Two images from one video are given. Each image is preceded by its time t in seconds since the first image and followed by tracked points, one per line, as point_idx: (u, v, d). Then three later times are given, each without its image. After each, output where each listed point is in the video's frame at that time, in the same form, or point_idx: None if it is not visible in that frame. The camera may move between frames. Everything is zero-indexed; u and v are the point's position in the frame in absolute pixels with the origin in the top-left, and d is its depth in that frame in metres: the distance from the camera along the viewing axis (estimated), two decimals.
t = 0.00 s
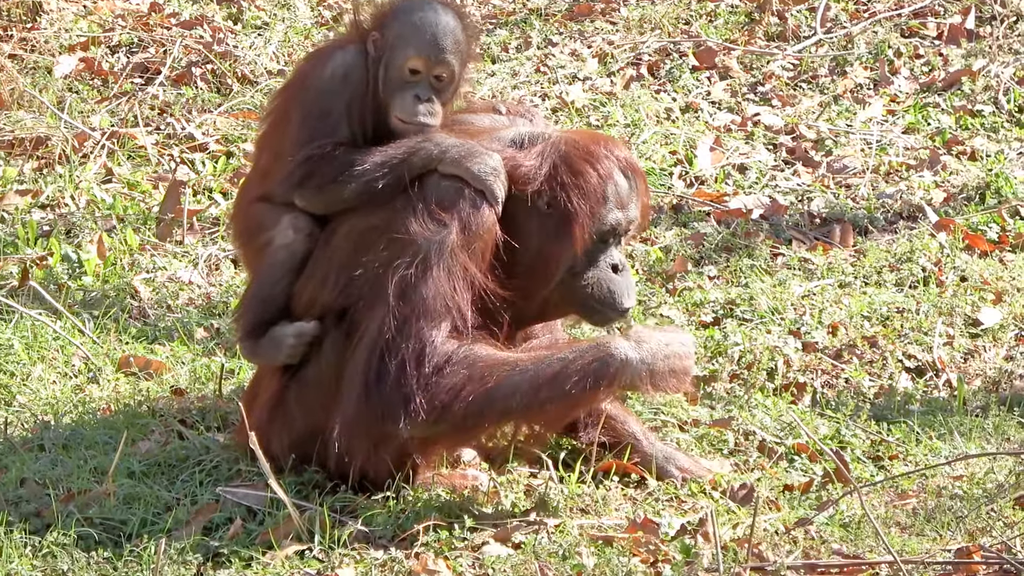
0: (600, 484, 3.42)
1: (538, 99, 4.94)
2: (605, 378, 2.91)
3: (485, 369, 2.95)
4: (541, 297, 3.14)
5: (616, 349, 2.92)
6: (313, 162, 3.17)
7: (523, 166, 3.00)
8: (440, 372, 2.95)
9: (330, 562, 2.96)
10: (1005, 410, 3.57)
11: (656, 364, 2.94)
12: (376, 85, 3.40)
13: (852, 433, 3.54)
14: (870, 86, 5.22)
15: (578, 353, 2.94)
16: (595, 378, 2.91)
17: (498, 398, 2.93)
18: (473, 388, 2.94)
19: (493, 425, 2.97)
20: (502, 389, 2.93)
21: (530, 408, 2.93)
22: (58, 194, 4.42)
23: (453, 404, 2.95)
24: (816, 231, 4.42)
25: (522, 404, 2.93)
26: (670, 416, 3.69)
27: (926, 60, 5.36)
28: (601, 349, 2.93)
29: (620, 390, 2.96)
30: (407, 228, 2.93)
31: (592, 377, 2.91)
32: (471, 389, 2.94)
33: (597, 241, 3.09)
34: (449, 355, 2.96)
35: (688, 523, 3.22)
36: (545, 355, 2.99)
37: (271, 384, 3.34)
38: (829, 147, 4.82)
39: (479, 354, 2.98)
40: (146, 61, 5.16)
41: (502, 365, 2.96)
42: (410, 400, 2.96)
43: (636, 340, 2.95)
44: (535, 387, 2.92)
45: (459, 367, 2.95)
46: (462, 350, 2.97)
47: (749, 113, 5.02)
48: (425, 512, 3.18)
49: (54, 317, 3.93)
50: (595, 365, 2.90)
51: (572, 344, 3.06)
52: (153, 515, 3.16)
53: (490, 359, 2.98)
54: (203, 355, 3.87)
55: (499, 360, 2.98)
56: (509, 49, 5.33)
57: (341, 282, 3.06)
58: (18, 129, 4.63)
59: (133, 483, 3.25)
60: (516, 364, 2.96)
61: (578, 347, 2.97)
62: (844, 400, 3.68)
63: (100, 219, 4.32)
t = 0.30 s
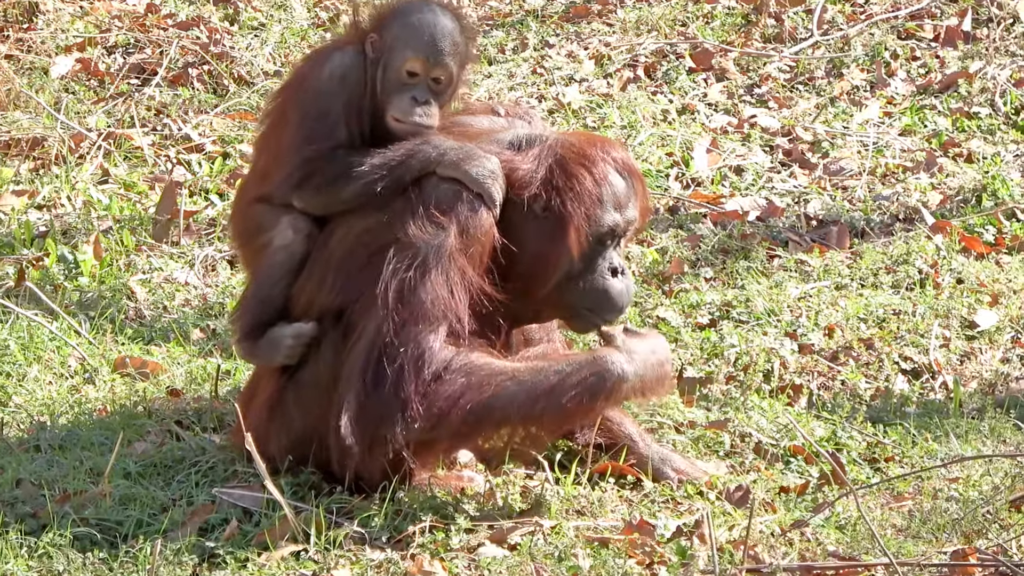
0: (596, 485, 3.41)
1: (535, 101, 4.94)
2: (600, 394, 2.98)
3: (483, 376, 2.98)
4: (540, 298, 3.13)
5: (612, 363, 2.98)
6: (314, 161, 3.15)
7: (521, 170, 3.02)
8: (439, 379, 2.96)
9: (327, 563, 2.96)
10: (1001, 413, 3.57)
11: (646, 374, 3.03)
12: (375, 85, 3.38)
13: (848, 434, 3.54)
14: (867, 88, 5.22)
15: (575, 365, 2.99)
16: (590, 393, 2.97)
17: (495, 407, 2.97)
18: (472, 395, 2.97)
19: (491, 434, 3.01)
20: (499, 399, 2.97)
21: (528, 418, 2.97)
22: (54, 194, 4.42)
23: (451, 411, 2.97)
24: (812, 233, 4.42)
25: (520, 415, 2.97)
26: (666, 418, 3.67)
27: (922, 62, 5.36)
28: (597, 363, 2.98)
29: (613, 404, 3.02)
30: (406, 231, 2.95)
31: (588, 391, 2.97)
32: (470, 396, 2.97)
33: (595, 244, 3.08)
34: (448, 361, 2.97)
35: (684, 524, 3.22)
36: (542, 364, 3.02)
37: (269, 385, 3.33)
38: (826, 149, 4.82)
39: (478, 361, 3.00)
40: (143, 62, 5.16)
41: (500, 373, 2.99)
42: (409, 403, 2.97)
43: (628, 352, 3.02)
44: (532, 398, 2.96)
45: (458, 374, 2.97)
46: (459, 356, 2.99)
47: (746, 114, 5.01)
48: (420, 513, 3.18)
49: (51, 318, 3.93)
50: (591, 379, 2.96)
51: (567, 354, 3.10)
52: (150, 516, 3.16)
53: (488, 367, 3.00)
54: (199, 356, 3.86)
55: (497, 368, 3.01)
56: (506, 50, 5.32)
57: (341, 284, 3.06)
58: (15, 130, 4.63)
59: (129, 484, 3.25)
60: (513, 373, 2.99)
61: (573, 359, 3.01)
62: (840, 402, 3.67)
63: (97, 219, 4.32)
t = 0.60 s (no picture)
0: (594, 492, 3.40)
1: (534, 108, 4.95)
2: (597, 416, 2.99)
3: (481, 390, 3.01)
4: (539, 306, 3.12)
5: (609, 385, 3.00)
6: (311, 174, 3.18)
7: (521, 178, 3.02)
8: (437, 392, 2.99)
9: (326, 570, 2.95)
10: (1000, 420, 3.57)
11: (646, 406, 3.04)
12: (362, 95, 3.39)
13: (847, 442, 3.54)
14: (866, 96, 5.23)
15: (572, 383, 3.03)
16: (587, 411, 2.99)
17: (491, 422, 2.99)
18: (469, 408, 3.00)
19: (486, 447, 3.03)
20: (495, 413, 3.00)
21: (523, 433, 3.00)
22: (53, 201, 4.42)
23: (448, 424, 3.00)
24: (812, 240, 4.43)
25: (515, 430, 3.00)
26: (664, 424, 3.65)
27: (922, 70, 5.37)
28: (595, 383, 3.01)
29: (609, 427, 3.04)
30: (407, 240, 2.95)
31: (585, 410, 2.99)
32: (467, 410, 2.99)
33: (592, 253, 3.08)
34: (446, 375, 3.00)
35: (683, 532, 3.22)
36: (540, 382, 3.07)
37: (269, 393, 3.33)
38: (825, 156, 4.82)
39: (476, 376, 3.03)
40: (142, 68, 5.16)
41: (498, 389, 3.02)
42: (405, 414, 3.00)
43: (627, 381, 3.05)
44: (528, 413, 2.99)
45: (457, 388, 3.00)
46: (458, 372, 3.01)
47: (745, 122, 5.01)
48: (418, 520, 3.17)
49: (50, 324, 3.93)
50: (588, 397, 2.99)
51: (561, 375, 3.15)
52: (149, 523, 3.16)
53: (486, 382, 3.03)
54: (198, 363, 3.86)
55: (494, 383, 3.04)
56: (506, 58, 5.33)
57: (338, 292, 3.05)
58: (14, 137, 4.63)
59: (128, 491, 3.25)
60: (509, 388, 3.03)
61: (571, 378, 3.06)
62: (839, 410, 3.68)
63: (96, 226, 4.32)
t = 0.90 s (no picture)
0: (596, 502, 3.40)
1: (537, 118, 4.94)
2: (602, 433, 3.02)
3: (485, 406, 3.04)
4: (538, 319, 3.14)
5: (614, 402, 3.02)
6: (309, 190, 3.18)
7: (522, 194, 3.02)
8: (442, 409, 3.02)
9: None
10: (1002, 431, 3.58)
11: (652, 422, 3.05)
12: (352, 114, 3.32)
13: (850, 452, 3.53)
14: (869, 105, 5.22)
15: (578, 399, 3.05)
16: (592, 426, 3.01)
17: (495, 437, 3.02)
18: (473, 424, 3.02)
19: (490, 462, 3.06)
20: (499, 429, 3.02)
21: (526, 449, 3.02)
22: (56, 211, 4.41)
23: (452, 441, 3.03)
24: (813, 250, 4.43)
25: (519, 446, 3.02)
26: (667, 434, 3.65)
27: (924, 80, 5.37)
28: (600, 399, 3.03)
29: (613, 442, 3.06)
30: (410, 256, 2.97)
31: (589, 426, 3.01)
32: (471, 426, 3.02)
33: (592, 268, 3.09)
34: (451, 392, 3.03)
35: (686, 541, 3.23)
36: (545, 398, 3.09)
37: (271, 402, 3.32)
38: (827, 166, 4.82)
39: (480, 392, 3.06)
40: (144, 78, 5.16)
41: (502, 405, 3.05)
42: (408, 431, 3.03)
43: (633, 396, 3.07)
44: (532, 429, 3.01)
45: (461, 404, 3.02)
46: (463, 387, 3.04)
47: (747, 131, 5.01)
48: (421, 529, 3.17)
49: (52, 334, 3.93)
50: (593, 413, 3.01)
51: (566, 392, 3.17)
52: (151, 533, 3.16)
53: (490, 398, 3.05)
54: (200, 373, 3.86)
55: (498, 399, 3.06)
56: (508, 67, 5.33)
57: (340, 306, 3.06)
58: (16, 146, 4.64)
59: (130, 501, 3.25)
60: (514, 404, 3.06)
61: (577, 394, 3.08)
62: (841, 419, 3.68)
63: (98, 236, 4.32)
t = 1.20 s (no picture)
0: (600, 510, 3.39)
1: (541, 127, 4.94)
2: (598, 450, 3.02)
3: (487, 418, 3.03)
4: (540, 327, 3.15)
5: (610, 421, 3.04)
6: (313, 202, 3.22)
7: (526, 204, 3.03)
8: (445, 419, 3.01)
9: None
10: (1007, 441, 3.58)
11: (647, 442, 3.06)
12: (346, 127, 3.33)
13: (854, 461, 3.53)
14: (873, 115, 5.22)
15: (575, 416, 3.06)
16: (589, 444, 3.02)
17: (495, 450, 3.00)
18: (473, 436, 3.00)
19: (488, 477, 3.04)
20: (498, 442, 3.01)
21: (525, 462, 3.01)
22: (60, 220, 4.42)
23: (453, 452, 3.01)
24: (818, 259, 4.43)
25: (519, 460, 3.01)
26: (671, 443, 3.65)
27: (928, 89, 5.37)
28: (596, 419, 3.04)
29: (610, 461, 3.06)
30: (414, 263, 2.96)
31: (586, 444, 3.02)
32: (472, 438, 3.00)
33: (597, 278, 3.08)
34: (453, 403, 3.02)
35: (690, 550, 3.22)
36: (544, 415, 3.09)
37: (275, 413, 3.33)
38: (831, 175, 4.82)
39: (481, 407, 3.05)
40: (149, 88, 5.16)
41: (502, 419, 3.04)
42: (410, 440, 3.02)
43: (629, 416, 3.08)
44: (532, 444, 3.00)
45: (463, 414, 3.02)
46: (465, 400, 3.04)
47: (752, 141, 5.01)
48: (426, 538, 3.17)
49: (57, 343, 3.93)
50: (591, 430, 3.02)
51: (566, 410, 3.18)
52: (155, 541, 3.16)
53: (490, 412, 3.04)
54: (205, 382, 3.86)
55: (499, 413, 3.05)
56: (512, 77, 5.32)
57: (343, 315, 3.06)
58: (21, 155, 4.64)
59: (135, 510, 3.25)
60: (514, 419, 3.05)
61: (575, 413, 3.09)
62: (845, 429, 3.68)
63: (103, 244, 4.32)
